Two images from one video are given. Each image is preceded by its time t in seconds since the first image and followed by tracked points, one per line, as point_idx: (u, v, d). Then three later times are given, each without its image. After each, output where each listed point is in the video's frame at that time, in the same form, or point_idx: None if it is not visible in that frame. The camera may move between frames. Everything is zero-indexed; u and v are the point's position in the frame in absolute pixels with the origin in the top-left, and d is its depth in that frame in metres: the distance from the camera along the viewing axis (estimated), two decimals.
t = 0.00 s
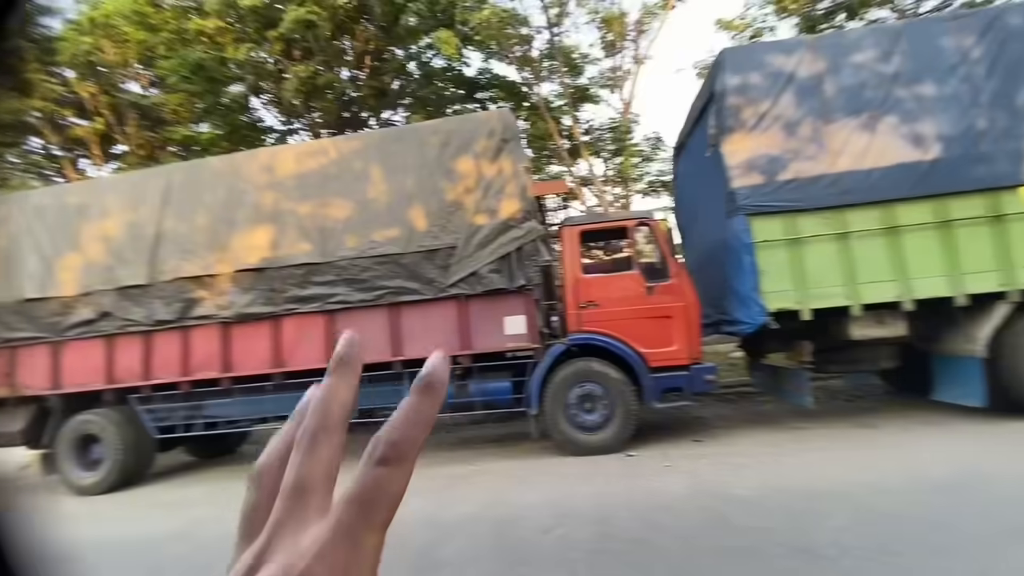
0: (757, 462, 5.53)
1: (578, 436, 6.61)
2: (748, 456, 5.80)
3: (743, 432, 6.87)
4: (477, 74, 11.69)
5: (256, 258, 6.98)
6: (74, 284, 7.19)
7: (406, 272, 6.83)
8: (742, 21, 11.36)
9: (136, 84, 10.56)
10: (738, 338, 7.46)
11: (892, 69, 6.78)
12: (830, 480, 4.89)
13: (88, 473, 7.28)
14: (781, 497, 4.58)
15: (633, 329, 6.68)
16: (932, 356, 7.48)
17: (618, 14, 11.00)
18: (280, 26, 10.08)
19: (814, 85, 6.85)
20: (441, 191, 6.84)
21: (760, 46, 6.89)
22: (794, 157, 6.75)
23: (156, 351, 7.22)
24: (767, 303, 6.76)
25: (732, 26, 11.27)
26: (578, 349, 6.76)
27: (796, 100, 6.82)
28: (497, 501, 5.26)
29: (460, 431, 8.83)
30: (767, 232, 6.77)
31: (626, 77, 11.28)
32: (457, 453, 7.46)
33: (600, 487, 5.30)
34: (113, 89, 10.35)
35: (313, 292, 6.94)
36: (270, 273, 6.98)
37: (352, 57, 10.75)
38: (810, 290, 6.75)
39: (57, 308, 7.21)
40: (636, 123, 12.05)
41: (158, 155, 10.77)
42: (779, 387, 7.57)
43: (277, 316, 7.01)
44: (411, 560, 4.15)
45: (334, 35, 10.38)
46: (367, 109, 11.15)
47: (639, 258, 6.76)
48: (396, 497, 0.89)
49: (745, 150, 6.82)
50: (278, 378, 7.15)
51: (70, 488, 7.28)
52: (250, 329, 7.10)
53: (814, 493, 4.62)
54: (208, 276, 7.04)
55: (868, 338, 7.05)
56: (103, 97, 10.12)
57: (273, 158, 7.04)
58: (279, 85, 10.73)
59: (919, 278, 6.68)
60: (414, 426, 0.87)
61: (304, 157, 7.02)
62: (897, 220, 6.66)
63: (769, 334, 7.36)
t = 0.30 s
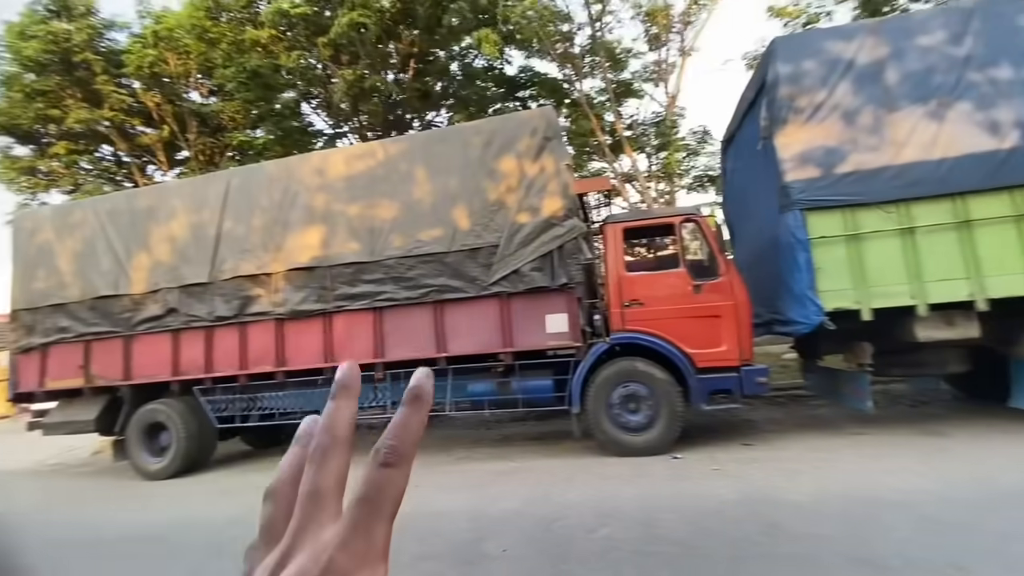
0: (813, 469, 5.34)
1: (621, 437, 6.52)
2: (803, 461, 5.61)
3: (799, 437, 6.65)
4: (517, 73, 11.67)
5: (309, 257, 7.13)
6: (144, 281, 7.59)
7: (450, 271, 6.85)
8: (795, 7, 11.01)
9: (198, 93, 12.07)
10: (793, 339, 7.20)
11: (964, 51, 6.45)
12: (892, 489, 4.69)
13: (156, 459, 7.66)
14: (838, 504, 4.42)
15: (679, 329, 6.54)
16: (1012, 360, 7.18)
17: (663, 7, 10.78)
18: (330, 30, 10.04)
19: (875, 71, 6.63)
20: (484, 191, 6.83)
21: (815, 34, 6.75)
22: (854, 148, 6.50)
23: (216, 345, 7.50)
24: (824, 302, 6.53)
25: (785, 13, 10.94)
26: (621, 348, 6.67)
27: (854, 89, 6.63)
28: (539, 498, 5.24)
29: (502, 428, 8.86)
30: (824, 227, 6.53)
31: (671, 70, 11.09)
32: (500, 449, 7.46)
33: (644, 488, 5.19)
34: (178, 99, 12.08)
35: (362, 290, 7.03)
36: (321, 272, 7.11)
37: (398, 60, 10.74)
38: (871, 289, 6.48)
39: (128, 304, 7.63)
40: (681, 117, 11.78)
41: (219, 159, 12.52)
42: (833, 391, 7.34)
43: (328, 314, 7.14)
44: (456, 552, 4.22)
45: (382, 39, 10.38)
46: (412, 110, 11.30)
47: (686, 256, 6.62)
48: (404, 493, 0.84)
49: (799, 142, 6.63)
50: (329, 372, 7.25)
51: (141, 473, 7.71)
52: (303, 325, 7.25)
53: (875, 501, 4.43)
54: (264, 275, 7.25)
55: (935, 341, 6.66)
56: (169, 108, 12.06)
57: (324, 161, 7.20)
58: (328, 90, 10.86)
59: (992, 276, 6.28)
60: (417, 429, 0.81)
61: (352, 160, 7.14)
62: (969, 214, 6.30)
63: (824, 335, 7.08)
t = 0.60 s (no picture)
0: (866, 475, 5.14)
1: (662, 437, 6.39)
2: (855, 467, 5.41)
3: (851, 442, 6.42)
4: (556, 69, 11.59)
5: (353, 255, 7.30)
6: (201, 278, 8.10)
7: (488, 269, 6.88)
8: None
9: (249, 98, 12.54)
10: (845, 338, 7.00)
11: None
12: (950, 499, 4.48)
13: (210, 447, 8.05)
14: (891, 512, 4.25)
15: (723, 327, 6.37)
16: None
17: None
18: (373, 35, 10.29)
19: (938, 56, 6.32)
20: (522, 189, 6.81)
21: (873, 18, 6.47)
22: (915, 139, 6.25)
23: (265, 338, 7.84)
24: (880, 300, 6.31)
25: None
26: (662, 347, 6.54)
27: (916, 75, 6.35)
28: (578, 496, 5.19)
29: (539, 425, 8.86)
30: (880, 222, 6.30)
31: (714, 62, 10.86)
32: (539, 446, 7.45)
33: (686, 490, 5.10)
34: (231, 104, 12.56)
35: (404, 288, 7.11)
36: (365, 269, 7.20)
37: (438, 60, 10.82)
38: (932, 287, 6.21)
39: (186, 299, 8.14)
40: (725, 110, 11.52)
41: (268, 161, 12.99)
42: (891, 395, 7.03)
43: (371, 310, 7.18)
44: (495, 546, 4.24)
45: (423, 39, 10.46)
46: (450, 110, 11.27)
47: (731, 253, 6.47)
48: (410, 389, 0.72)
49: (853, 133, 6.41)
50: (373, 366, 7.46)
51: (197, 459, 8.14)
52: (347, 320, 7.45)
53: (933, 512, 4.23)
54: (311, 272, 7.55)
55: (1002, 343, 6.36)
56: (222, 113, 12.52)
57: (368, 162, 7.41)
58: (370, 93, 10.95)
59: None
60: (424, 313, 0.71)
61: (394, 160, 7.29)
62: None
63: (879, 335, 6.90)
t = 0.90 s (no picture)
0: (914, 484, 4.94)
1: (698, 439, 6.27)
2: (903, 475, 5.21)
3: (897, 449, 6.20)
4: (590, 65, 11.49)
5: (388, 253, 7.46)
6: (246, 275, 8.32)
7: (521, 266, 6.86)
8: None
9: (290, 101, 12.75)
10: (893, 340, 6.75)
11: None
12: (1006, 511, 4.26)
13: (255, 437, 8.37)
14: (942, 522, 4.07)
15: (763, 328, 6.20)
16: None
17: None
18: (410, 37, 10.31)
19: (995, 43, 6.03)
20: (555, 186, 6.76)
21: (925, 5, 6.27)
22: (969, 131, 6.00)
23: (306, 334, 8.05)
24: (931, 301, 6.05)
25: None
26: (698, 348, 6.43)
27: (972, 63, 6.07)
28: (611, 497, 5.12)
29: (572, 424, 8.81)
30: (932, 218, 6.05)
31: (754, 55, 10.60)
32: (574, 445, 7.39)
33: (724, 493, 4.99)
34: (273, 107, 12.83)
35: (437, 285, 7.23)
36: (400, 267, 7.41)
37: (471, 60, 10.93)
38: (988, 286, 5.90)
39: (232, 296, 8.41)
40: (765, 104, 11.25)
41: (308, 162, 13.28)
42: (942, 401, 6.81)
43: (407, 306, 7.42)
44: (527, 543, 4.23)
45: (458, 38, 10.48)
46: (484, 109, 11.37)
47: (772, 250, 6.31)
48: (411, 486, 1.16)
49: (903, 125, 6.22)
50: (407, 362, 7.53)
51: (241, 450, 8.45)
52: (383, 317, 7.58)
53: (987, 524, 4.03)
54: (349, 270, 7.69)
55: None
56: (264, 116, 12.85)
57: (403, 162, 7.48)
58: (406, 94, 11.16)
59: None
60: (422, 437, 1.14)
61: (429, 160, 7.34)
62: None
63: (929, 337, 6.67)
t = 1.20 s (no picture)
0: (954, 495, 4.77)
1: (726, 443, 6.14)
2: (942, 485, 5.04)
3: (935, 457, 6.01)
4: (616, 64, 11.41)
5: (414, 252, 7.50)
6: (277, 274, 8.45)
7: (545, 266, 6.82)
8: None
9: (319, 104, 13.11)
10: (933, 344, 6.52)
11: None
12: None
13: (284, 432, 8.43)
14: (983, 535, 3.92)
15: (795, 330, 6.06)
16: None
17: None
18: (437, 36, 10.40)
19: None
20: (580, 185, 6.71)
21: None
22: (1015, 127, 5.83)
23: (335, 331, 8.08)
24: (975, 304, 5.80)
25: None
26: (726, 350, 6.32)
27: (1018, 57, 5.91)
28: (636, 499, 5.06)
29: (596, 425, 8.73)
30: (975, 218, 5.83)
31: (787, 50, 10.35)
32: (598, 447, 7.33)
33: (753, 499, 4.90)
34: (304, 110, 13.11)
35: (461, 284, 7.23)
36: (425, 266, 7.43)
37: (497, 60, 10.90)
38: None
39: (264, 293, 8.54)
40: (797, 101, 11.01)
41: (336, 163, 13.41)
42: (986, 410, 6.57)
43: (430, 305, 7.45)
44: (551, 543, 4.20)
45: (483, 38, 10.48)
46: (509, 109, 11.36)
47: (804, 250, 6.17)
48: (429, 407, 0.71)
49: (946, 121, 6.03)
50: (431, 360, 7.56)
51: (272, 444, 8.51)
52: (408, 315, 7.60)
53: None
54: (376, 269, 7.73)
55: None
56: (295, 119, 13.05)
57: (429, 162, 7.49)
58: (432, 94, 11.15)
59: None
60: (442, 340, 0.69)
61: (454, 160, 7.34)
62: None
63: (970, 341, 6.31)
